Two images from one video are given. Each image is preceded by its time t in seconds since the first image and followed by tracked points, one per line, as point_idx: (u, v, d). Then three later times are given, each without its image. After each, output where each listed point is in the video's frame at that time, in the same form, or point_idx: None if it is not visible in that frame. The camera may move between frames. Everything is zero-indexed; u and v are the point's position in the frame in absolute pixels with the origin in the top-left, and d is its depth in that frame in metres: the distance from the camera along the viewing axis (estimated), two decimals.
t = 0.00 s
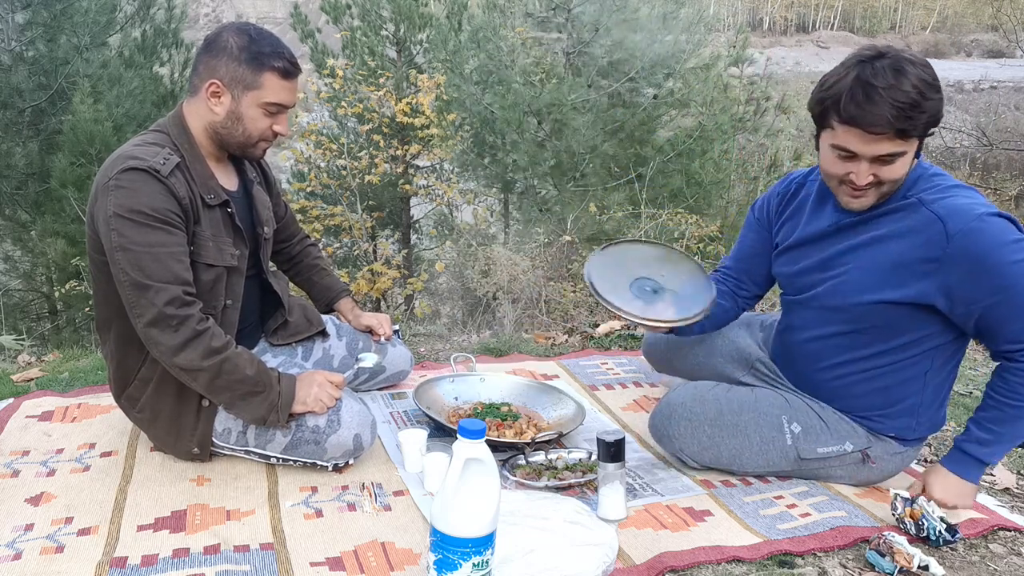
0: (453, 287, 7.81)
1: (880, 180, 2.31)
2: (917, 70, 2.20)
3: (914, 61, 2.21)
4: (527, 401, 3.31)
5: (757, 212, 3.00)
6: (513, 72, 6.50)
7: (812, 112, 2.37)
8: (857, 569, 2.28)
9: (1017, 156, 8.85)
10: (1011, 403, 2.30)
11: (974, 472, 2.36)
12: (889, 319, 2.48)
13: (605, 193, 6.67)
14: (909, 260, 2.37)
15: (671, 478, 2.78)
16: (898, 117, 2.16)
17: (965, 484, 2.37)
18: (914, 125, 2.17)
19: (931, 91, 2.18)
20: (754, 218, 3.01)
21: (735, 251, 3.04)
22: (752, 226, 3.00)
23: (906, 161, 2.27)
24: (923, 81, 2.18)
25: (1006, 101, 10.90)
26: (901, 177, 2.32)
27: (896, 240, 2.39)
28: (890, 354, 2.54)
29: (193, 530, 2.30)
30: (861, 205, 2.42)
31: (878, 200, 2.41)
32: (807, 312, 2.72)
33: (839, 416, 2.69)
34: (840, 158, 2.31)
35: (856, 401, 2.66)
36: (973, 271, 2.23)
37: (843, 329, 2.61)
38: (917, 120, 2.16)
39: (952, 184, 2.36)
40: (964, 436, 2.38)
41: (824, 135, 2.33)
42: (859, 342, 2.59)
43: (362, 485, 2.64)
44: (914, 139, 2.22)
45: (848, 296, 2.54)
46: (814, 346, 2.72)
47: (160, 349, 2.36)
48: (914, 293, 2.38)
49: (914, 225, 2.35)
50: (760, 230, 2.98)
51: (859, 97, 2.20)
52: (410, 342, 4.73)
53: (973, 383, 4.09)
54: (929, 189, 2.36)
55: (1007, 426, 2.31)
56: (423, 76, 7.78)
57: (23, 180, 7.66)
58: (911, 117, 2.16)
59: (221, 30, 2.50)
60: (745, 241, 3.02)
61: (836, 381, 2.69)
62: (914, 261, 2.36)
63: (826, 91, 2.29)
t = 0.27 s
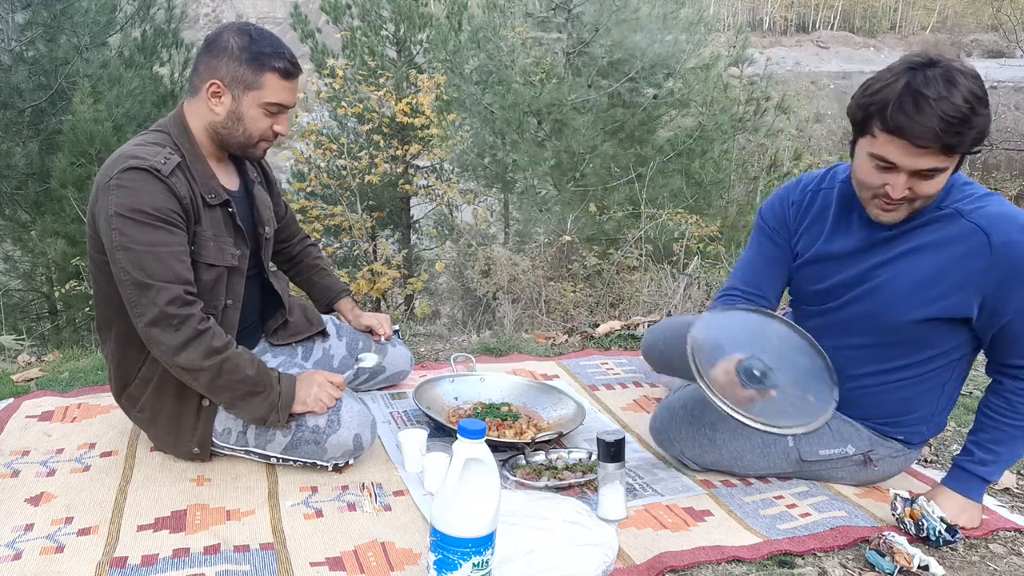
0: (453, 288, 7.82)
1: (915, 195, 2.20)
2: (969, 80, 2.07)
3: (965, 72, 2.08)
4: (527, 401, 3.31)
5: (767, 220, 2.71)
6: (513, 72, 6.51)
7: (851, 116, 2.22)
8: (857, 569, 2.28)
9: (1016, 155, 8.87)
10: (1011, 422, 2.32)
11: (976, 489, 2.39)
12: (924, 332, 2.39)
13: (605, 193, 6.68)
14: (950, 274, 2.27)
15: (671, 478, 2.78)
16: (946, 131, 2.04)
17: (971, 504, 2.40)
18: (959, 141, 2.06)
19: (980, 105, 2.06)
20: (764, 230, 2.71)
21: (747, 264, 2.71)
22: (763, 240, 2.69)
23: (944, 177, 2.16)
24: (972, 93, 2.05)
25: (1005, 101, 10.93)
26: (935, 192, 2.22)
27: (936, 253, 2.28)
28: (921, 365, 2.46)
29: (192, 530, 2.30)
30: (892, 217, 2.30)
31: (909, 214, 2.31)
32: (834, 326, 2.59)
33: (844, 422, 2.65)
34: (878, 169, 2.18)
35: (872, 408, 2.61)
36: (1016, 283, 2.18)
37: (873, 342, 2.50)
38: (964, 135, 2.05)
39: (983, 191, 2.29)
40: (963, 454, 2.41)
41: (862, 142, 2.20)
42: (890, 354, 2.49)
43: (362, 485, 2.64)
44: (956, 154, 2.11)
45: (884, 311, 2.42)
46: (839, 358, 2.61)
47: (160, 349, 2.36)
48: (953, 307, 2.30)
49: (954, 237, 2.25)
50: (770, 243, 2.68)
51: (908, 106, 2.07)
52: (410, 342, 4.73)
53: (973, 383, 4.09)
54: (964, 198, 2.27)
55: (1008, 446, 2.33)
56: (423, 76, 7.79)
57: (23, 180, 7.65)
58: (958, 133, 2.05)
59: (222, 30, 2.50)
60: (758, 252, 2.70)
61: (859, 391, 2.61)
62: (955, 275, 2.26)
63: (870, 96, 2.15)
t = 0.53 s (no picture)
0: (453, 288, 7.83)
1: (944, 221, 1.88)
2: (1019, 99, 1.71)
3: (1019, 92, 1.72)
4: (526, 401, 3.31)
5: (781, 248, 2.17)
6: (513, 72, 6.50)
7: (883, 129, 1.86)
8: (857, 569, 2.28)
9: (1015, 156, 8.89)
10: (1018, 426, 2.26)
11: (973, 487, 2.32)
12: (960, 352, 2.19)
13: (605, 193, 6.67)
14: (990, 292, 2.07)
15: (671, 478, 2.78)
16: (984, 157, 1.70)
17: (970, 505, 2.34)
18: (1000, 170, 1.73)
19: None
20: (781, 259, 2.17)
21: (767, 302, 2.16)
22: (781, 272, 2.16)
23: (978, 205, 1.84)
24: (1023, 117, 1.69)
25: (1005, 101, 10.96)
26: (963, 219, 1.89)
27: (972, 272, 2.06)
28: (949, 382, 2.27)
29: (193, 530, 2.30)
30: (921, 240, 1.97)
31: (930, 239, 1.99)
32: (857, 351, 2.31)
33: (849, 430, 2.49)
34: (907, 190, 1.85)
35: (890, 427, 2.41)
36: None
37: (902, 366, 2.26)
38: (1006, 164, 1.71)
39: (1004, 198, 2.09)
40: (966, 454, 2.33)
41: (893, 158, 1.85)
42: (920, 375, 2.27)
43: (362, 485, 2.64)
44: (994, 181, 1.78)
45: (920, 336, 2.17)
46: (863, 381, 2.35)
47: (161, 349, 2.36)
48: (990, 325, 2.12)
49: (992, 253, 2.04)
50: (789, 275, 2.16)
51: (946, 127, 1.72)
52: (410, 342, 4.73)
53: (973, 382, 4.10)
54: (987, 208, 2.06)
55: (1010, 447, 2.27)
56: (423, 76, 7.80)
57: (23, 180, 7.65)
58: (998, 161, 1.71)
59: (220, 29, 2.51)
60: (780, 286, 2.16)
61: (879, 411, 2.38)
62: (996, 292, 2.07)
63: (906, 109, 1.79)
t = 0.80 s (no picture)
0: (453, 288, 7.83)
1: (956, 239, 1.84)
2: None
3: None
4: (527, 401, 3.31)
5: (792, 268, 2.07)
6: (513, 72, 6.49)
7: (897, 142, 1.80)
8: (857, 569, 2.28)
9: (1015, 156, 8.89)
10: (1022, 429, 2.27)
11: (973, 487, 2.34)
12: (970, 364, 2.22)
13: (605, 193, 6.67)
14: (1002, 308, 2.07)
15: (672, 478, 2.78)
16: (1001, 176, 1.65)
17: (970, 505, 2.36)
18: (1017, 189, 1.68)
19: None
20: (792, 281, 2.07)
21: (779, 325, 2.06)
22: (792, 297, 2.07)
23: (992, 224, 1.80)
24: None
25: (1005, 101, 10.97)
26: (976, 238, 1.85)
27: (984, 287, 2.05)
28: (957, 388, 2.31)
29: (193, 530, 2.30)
30: (933, 259, 1.94)
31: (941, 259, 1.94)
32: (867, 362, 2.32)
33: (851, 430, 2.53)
34: (920, 209, 1.79)
35: (897, 425, 2.47)
36: None
37: (912, 376, 2.29)
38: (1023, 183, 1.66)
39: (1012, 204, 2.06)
40: (968, 455, 2.35)
41: (906, 174, 1.80)
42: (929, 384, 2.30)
43: (362, 485, 2.64)
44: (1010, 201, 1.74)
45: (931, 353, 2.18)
46: (873, 387, 2.38)
47: (161, 350, 2.36)
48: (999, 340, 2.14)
49: (1003, 270, 2.04)
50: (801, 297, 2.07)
51: (965, 144, 1.66)
52: (410, 342, 4.73)
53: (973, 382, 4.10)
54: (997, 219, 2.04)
55: (1011, 450, 2.27)
56: (423, 76, 7.80)
57: (23, 180, 7.65)
58: (1015, 180, 1.65)
59: (218, 27, 2.51)
60: (793, 310, 2.06)
61: (889, 415, 2.44)
62: (1006, 308, 2.08)
63: (921, 123, 1.73)
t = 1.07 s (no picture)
0: (453, 288, 7.84)
1: (953, 245, 1.83)
2: None
3: None
4: (526, 401, 3.31)
5: (792, 276, 2.05)
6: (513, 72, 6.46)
7: (893, 147, 1.79)
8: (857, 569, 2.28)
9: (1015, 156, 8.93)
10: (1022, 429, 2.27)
11: (973, 486, 2.35)
12: (971, 370, 2.22)
13: (605, 193, 6.69)
14: (1003, 315, 2.08)
15: (671, 478, 2.78)
16: (995, 181, 1.63)
17: (970, 505, 2.37)
18: (1012, 194, 1.66)
19: None
20: (792, 289, 2.05)
21: (778, 333, 2.04)
22: (792, 304, 2.05)
23: (989, 229, 1.78)
24: None
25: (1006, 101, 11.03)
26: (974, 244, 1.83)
27: (984, 294, 2.06)
28: (959, 393, 2.32)
29: (193, 530, 2.30)
30: (931, 265, 1.93)
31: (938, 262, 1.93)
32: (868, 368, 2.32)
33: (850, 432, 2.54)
34: (915, 213, 1.78)
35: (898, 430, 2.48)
36: None
37: (914, 382, 2.29)
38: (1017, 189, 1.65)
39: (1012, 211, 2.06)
40: (968, 455, 2.36)
41: (901, 179, 1.79)
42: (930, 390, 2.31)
43: (362, 485, 2.64)
44: (1006, 207, 1.72)
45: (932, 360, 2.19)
46: (874, 392, 2.39)
47: (161, 350, 2.36)
48: (999, 347, 2.15)
49: (1004, 279, 2.04)
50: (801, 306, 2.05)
51: (958, 149, 1.65)
52: (411, 342, 4.73)
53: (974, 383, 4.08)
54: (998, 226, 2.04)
55: (1010, 449, 2.28)
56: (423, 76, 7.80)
57: (23, 180, 7.66)
58: (1010, 185, 1.64)
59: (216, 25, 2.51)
60: (793, 318, 2.05)
61: (888, 421, 2.45)
62: (1007, 316, 2.08)
63: (917, 127, 1.72)
